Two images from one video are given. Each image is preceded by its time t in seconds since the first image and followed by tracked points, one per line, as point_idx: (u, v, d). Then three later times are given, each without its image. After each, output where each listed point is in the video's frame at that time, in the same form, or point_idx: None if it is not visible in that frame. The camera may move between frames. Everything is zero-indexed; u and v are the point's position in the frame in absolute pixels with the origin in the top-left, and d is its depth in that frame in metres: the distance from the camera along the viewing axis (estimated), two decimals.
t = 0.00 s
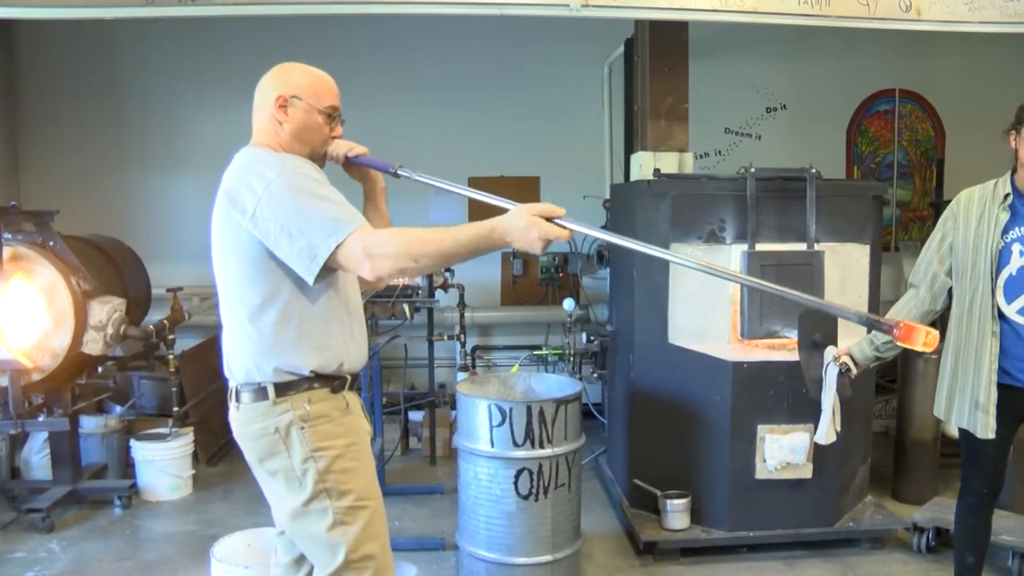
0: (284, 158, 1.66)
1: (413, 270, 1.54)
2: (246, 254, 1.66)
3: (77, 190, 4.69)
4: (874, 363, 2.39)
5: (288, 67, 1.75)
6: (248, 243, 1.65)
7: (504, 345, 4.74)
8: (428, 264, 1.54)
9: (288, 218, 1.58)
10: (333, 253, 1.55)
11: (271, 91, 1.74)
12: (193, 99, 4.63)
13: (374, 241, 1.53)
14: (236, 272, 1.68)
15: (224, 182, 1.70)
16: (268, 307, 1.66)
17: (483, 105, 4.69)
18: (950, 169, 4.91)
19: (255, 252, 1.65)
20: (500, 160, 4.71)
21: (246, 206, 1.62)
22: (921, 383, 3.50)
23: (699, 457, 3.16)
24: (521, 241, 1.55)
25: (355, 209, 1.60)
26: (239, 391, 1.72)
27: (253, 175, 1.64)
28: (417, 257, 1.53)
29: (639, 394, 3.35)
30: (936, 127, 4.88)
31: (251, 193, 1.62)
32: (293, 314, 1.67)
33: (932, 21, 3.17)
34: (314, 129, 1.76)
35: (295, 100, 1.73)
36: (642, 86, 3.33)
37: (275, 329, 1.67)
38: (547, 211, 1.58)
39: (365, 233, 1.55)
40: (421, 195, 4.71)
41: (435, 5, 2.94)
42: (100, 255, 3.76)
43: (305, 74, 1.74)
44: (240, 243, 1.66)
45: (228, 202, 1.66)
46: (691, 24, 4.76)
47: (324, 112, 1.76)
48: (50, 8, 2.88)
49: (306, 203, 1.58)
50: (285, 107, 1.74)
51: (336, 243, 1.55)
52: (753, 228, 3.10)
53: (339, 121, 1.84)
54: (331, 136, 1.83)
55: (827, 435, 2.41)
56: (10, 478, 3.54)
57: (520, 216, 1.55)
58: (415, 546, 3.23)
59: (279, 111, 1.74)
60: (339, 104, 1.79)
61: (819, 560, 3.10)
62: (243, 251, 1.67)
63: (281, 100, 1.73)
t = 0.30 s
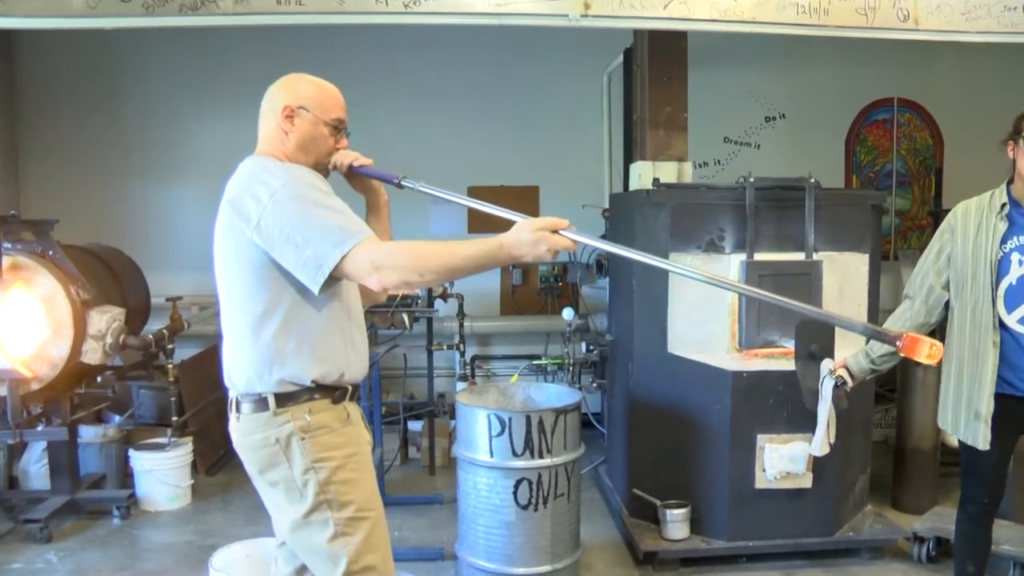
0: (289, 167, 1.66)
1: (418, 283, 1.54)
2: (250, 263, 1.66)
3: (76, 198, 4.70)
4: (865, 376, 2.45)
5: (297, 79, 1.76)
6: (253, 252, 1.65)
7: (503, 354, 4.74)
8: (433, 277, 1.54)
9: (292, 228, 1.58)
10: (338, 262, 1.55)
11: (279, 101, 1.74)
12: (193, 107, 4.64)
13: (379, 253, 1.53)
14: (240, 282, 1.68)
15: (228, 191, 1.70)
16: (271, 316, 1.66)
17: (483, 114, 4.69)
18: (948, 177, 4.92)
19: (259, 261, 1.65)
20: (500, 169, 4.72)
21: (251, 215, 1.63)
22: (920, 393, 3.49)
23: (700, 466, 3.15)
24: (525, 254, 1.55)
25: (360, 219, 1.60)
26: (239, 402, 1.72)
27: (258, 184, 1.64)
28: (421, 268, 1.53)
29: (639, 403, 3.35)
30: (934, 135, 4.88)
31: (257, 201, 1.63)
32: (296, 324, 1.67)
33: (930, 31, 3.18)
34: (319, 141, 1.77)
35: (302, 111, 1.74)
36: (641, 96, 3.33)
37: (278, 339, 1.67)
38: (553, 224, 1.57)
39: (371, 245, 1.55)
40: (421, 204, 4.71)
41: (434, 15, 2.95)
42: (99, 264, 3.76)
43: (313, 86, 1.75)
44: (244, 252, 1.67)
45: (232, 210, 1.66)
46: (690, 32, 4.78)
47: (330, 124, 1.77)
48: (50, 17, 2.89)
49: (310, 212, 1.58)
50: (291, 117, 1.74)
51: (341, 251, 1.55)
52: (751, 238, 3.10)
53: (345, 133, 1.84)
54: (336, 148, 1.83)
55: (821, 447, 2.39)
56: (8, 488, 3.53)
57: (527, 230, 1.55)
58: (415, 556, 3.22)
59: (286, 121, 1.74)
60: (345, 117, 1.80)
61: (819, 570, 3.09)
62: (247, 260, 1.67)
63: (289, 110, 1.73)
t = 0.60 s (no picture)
0: (296, 165, 1.66)
1: (419, 282, 1.53)
2: (254, 260, 1.66)
3: (73, 202, 4.70)
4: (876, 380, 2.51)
5: (304, 82, 1.76)
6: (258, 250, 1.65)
7: (500, 358, 4.74)
8: (434, 277, 1.53)
9: (297, 224, 1.58)
10: (342, 259, 1.55)
11: (286, 104, 1.74)
12: (191, 111, 4.64)
13: (382, 250, 1.53)
14: (244, 279, 1.67)
15: (235, 188, 1.70)
16: (275, 313, 1.66)
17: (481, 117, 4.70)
18: (945, 181, 4.93)
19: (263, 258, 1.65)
20: (498, 172, 4.72)
21: (256, 212, 1.63)
22: (918, 397, 3.50)
23: (697, 469, 3.15)
24: (527, 259, 1.54)
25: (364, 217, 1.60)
26: (238, 401, 1.71)
27: (265, 181, 1.64)
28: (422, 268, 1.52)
29: (636, 406, 3.35)
30: (931, 140, 4.89)
31: (261, 198, 1.63)
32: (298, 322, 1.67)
33: (927, 35, 3.19)
34: (327, 143, 1.77)
35: (310, 115, 1.74)
36: (638, 100, 3.34)
37: (282, 336, 1.66)
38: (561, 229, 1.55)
39: (373, 242, 1.56)
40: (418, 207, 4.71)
41: (431, 19, 2.95)
42: (97, 268, 3.75)
43: (322, 89, 1.75)
44: (248, 249, 1.67)
45: (236, 207, 1.66)
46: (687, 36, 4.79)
47: (338, 128, 1.78)
48: (47, 21, 2.90)
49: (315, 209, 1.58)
50: (299, 121, 1.74)
51: (344, 249, 1.55)
52: (748, 242, 3.11)
53: (352, 136, 1.85)
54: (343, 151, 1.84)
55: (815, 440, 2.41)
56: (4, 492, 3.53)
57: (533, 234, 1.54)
58: (411, 560, 3.22)
59: (293, 125, 1.74)
60: (352, 120, 1.81)
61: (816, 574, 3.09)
62: (251, 257, 1.67)
63: (297, 112, 1.73)
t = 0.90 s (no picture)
0: (289, 174, 1.64)
1: (374, 350, 1.53)
2: (244, 267, 1.66)
3: (67, 204, 4.68)
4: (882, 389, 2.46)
5: (288, 80, 1.77)
6: (246, 258, 1.64)
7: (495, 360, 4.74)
8: (388, 349, 1.54)
9: (284, 242, 1.58)
10: (319, 292, 1.56)
11: (269, 103, 1.76)
12: (187, 112, 4.64)
13: (348, 313, 1.54)
14: (236, 285, 1.68)
15: (229, 190, 1.69)
16: (267, 323, 1.67)
17: (477, 119, 4.70)
18: (938, 184, 4.95)
19: (252, 267, 1.65)
20: (494, 174, 4.72)
21: (246, 221, 1.62)
22: (912, 398, 3.51)
23: (693, 471, 3.16)
24: (482, 361, 1.63)
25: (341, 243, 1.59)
26: (245, 406, 1.73)
27: (256, 188, 1.62)
28: (385, 339, 1.53)
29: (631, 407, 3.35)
30: (925, 142, 4.91)
31: (252, 210, 1.62)
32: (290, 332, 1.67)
33: (920, 38, 3.20)
34: (307, 137, 1.75)
35: (287, 111, 1.74)
36: (633, 102, 3.34)
37: (274, 344, 1.68)
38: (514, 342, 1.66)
39: (338, 299, 1.56)
40: (413, 209, 4.71)
41: (427, 22, 2.95)
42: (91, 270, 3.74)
43: (301, 84, 1.74)
44: (241, 261, 1.66)
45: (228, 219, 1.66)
46: (682, 39, 4.79)
47: (319, 120, 1.75)
48: (42, 22, 2.89)
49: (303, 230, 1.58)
50: (279, 119, 1.76)
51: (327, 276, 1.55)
52: (742, 244, 3.11)
53: (341, 129, 1.81)
54: (330, 145, 1.80)
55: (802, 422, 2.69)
56: None
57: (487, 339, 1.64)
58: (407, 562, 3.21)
59: (274, 124, 1.76)
60: (338, 112, 1.77)
61: None
62: (244, 268, 1.66)
63: (276, 110, 1.75)
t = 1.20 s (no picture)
0: (281, 187, 1.64)
1: (319, 387, 1.58)
2: (231, 274, 1.68)
3: (64, 204, 4.68)
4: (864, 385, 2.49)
5: (290, 80, 1.77)
6: (233, 265, 1.67)
7: (492, 360, 4.74)
8: (333, 387, 1.58)
9: (261, 258, 1.58)
10: (280, 315, 1.56)
11: (269, 105, 1.77)
12: (184, 113, 4.64)
13: (307, 347, 1.56)
14: (225, 289, 1.71)
15: (228, 194, 1.71)
16: (253, 332, 1.70)
17: (475, 120, 4.70)
18: (935, 184, 4.95)
19: (237, 275, 1.67)
20: (491, 174, 4.72)
21: (234, 229, 1.64)
22: (909, 397, 3.51)
23: (690, 471, 3.16)
24: (411, 419, 1.72)
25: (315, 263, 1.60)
26: (243, 412, 1.75)
27: (246, 198, 1.64)
28: (334, 381, 1.58)
29: (628, 408, 3.35)
30: (922, 142, 4.91)
31: (240, 221, 1.63)
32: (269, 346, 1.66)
33: (916, 38, 3.21)
34: (305, 140, 1.75)
35: (286, 113, 1.74)
36: (630, 102, 3.34)
37: (255, 352, 1.71)
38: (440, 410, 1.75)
39: (298, 329, 1.57)
40: (410, 210, 4.71)
41: (423, 22, 2.95)
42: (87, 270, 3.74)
43: (301, 84, 1.74)
44: (231, 270, 1.68)
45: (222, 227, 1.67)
46: (679, 39, 4.80)
47: (317, 123, 1.75)
48: (38, 22, 2.89)
49: (280, 251, 1.58)
50: (278, 121, 1.76)
51: (294, 299, 1.56)
52: (739, 244, 3.11)
53: (342, 132, 1.81)
54: (330, 148, 1.80)
55: (809, 433, 2.62)
56: None
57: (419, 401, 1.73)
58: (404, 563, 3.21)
59: (274, 126, 1.77)
60: (338, 114, 1.76)
61: None
62: (233, 277, 1.68)
63: (275, 113, 1.75)
